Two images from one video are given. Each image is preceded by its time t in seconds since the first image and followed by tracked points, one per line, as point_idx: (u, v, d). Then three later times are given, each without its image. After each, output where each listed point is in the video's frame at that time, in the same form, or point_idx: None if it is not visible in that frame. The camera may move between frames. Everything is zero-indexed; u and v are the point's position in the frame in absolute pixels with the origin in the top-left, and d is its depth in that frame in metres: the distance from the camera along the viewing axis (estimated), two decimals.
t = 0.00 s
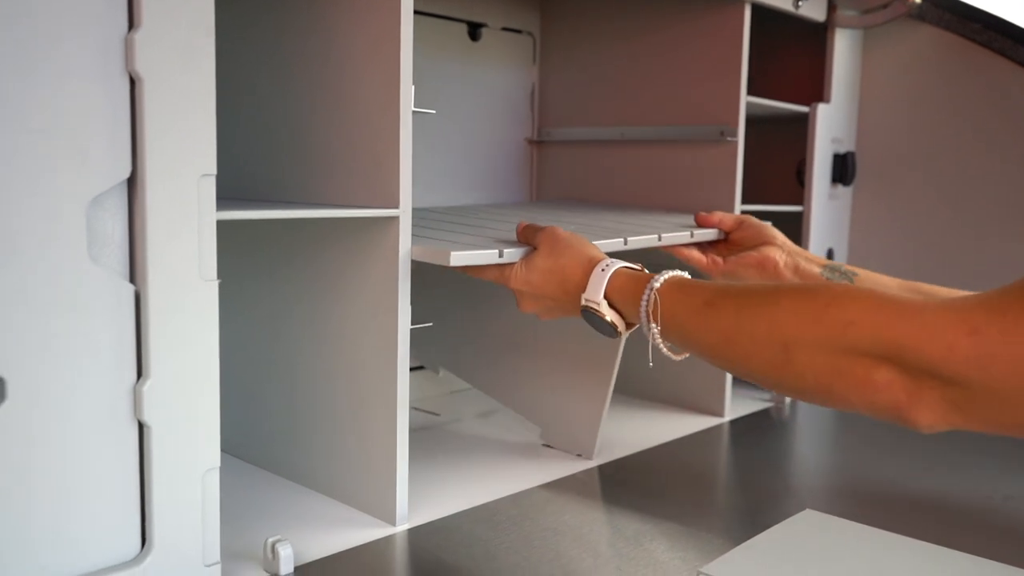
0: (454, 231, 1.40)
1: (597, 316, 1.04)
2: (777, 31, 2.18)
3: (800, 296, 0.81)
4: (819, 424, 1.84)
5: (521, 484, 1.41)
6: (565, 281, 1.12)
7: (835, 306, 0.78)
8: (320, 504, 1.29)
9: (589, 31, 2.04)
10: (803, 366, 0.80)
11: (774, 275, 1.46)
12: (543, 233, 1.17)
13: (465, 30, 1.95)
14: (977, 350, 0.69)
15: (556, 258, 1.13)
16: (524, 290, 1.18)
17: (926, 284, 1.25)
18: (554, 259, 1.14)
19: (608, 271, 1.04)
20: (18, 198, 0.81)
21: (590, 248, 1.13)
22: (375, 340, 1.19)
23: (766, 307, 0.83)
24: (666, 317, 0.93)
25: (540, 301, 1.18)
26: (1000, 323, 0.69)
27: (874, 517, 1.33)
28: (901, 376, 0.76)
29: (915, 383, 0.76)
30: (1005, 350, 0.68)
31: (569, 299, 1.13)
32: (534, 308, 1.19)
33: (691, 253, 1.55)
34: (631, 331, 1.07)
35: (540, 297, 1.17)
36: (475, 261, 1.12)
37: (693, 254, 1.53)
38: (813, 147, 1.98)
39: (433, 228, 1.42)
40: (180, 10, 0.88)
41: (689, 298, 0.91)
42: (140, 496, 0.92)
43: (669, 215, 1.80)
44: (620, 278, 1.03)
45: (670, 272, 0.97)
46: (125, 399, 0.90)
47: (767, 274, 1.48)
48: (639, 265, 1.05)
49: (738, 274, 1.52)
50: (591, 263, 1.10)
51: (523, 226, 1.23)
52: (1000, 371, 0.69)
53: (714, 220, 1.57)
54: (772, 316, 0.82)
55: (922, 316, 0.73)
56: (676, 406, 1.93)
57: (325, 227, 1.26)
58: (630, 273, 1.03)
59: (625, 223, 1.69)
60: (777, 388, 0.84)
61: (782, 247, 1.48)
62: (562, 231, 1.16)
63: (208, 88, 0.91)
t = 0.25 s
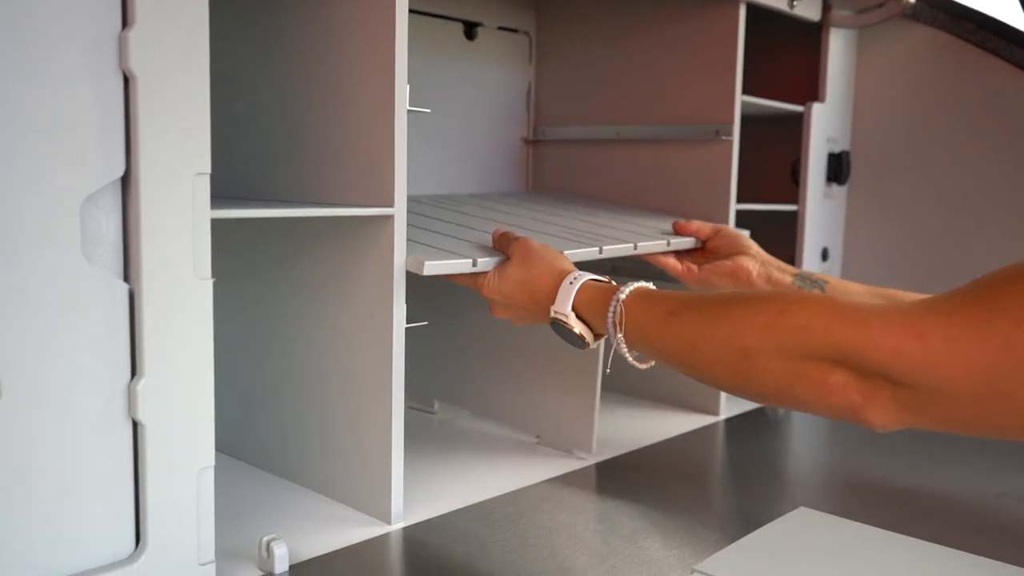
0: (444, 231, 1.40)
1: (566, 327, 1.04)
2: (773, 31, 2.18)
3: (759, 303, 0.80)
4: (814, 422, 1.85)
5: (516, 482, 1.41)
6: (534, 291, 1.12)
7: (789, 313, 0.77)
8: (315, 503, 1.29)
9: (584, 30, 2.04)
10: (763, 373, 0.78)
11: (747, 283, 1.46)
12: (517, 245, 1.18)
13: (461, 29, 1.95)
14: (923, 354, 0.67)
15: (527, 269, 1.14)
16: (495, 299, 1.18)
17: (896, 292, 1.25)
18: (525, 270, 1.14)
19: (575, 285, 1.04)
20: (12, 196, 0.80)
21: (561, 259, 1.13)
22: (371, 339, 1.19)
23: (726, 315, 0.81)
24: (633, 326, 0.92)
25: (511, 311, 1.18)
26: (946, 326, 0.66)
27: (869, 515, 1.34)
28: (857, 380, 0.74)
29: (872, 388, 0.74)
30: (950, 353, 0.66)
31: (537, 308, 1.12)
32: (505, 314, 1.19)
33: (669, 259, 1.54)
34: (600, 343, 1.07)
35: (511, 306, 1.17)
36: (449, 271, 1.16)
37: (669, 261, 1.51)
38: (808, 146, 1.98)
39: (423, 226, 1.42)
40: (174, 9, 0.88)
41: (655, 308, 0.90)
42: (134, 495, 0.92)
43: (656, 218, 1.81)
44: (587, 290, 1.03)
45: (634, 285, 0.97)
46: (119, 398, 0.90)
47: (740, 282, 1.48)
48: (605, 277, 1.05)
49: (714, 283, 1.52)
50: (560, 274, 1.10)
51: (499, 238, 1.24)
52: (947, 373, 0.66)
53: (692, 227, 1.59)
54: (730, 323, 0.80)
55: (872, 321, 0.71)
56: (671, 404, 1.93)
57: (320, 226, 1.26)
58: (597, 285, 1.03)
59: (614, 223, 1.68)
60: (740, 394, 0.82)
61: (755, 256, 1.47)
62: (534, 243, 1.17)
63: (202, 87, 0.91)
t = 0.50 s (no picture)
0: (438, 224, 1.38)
1: (567, 323, 1.05)
2: (769, 31, 2.19)
3: (751, 322, 0.80)
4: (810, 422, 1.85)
5: (512, 481, 1.42)
6: (541, 284, 1.12)
7: (781, 336, 0.77)
8: (311, 502, 1.29)
9: (580, 31, 2.04)
10: (756, 394, 0.79)
11: (752, 279, 1.42)
12: (521, 236, 1.18)
13: (457, 29, 1.95)
14: (917, 384, 0.67)
15: (532, 261, 1.14)
16: (500, 290, 1.18)
17: (902, 296, 1.24)
18: (530, 262, 1.14)
19: (580, 280, 1.04)
20: (7, 197, 0.80)
21: (567, 253, 1.13)
22: (367, 338, 1.19)
23: (718, 333, 0.81)
24: (632, 335, 0.92)
25: (516, 301, 1.19)
26: (939, 357, 0.66)
27: (864, 514, 1.34)
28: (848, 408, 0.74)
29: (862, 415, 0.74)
30: (942, 383, 0.66)
31: (543, 301, 1.13)
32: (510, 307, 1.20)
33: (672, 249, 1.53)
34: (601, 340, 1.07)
35: (515, 297, 1.18)
36: (454, 262, 1.14)
37: (673, 252, 1.50)
38: (803, 146, 1.98)
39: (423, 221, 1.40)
40: (170, 10, 0.88)
41: (653, 317, 0.90)
42: (129, 495, 0.92)
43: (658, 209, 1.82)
44: (591, 288, 1.03)
45: (639, 287, 0.97)
46: (115, 397, 0.90)
47: (745, 277, 1.43)
48: (612, 274, 1.05)
49: (717, 275, 1.48)
50: (566, 270, 1.10)
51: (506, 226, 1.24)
52: (940, 404, 0.66)
53: (697, 218, 1.59)
54: (722, 343, 0.80)
55: (866, 350, 0.71)
56: (667, 404, 1.93)
57: (316, 226, 1.26)
58: (602, 283, 1.03)
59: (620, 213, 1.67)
60: (735, 411, 0.83)
61: (759, 248, 1.45)
62: (541, 235, 1.16)
63: (201, 88, 0.92)
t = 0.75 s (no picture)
0: (454, 239, 1.34)
1: (630, 326, 0.96)
2: (768, 32, 2.19)
3: (821, 360, 0.73)
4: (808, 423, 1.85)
5: (511, 482, 1.42)
6: (604, 287, 1.03)
7: (858, 378, 0.70)
8: (310, 502, 1.29)
9: (580, 32, 2.04)
10: (818, 435, 0.72)
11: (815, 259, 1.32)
12: (577, 238, 1.09)
13: (456, 30, 1.95)
14: (1011, 444, 0.63)
15: (591, 263, 1.05)
16: (560, 298, 1.10)
17: (968, 298, 1.08)
18: (589, 264, 1.05)
19: (646, 283, 0.95)
20: (6, 197, 0.80)
21: (629, 251, 1.04)
22: (366, 339, 1.20)
23: (783, 368, 0.75)
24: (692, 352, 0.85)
25: (579, 310, 1.10)
26: None
27: (862, 515, 1.34)
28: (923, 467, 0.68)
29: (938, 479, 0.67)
30: None
31: (606, 307, 1.04)
32: (570, 315, 1.11)
33: (731, 233, 1.45)
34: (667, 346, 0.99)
35: (577, 305, 1.09)
36: (506, 275, 1.08)
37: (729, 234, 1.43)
38: (802, 147, 1.99)
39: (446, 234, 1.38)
40: (170, 12, 0.88)
41: (714, 338, 0.82)
42: (129, 495, 0.92)
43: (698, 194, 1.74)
44: (657, 292, 0.94)
45: (714, 296, 0.88)
46: (114, 397, 0.90)
47: (806, 257, 1.34)
48: (682, 277, 0.96)
49: (777, 255, 1.40)
50: (631, 270, 1.01)
51: (559, 231, 1.16)
52: None
53: (751, 195, 1.47)
54: (785, 379, 0.74)
55: (955, 402, 0.66)
56: (666, 404, 1.94)
57: (315, 226, 1.26)
58: (672, 287, 0.93)
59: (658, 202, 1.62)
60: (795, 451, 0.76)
61: (825, 227, 1.34)
62: (599, 235, 1.08)
63: (201, 88, 0.92)
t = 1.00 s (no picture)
0: (473, 244, 1.32)
1: (789, 351, 0.80)
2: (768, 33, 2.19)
3: (991, 414, 0.61)
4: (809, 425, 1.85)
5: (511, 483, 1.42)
6: (766, 305, 0.84)
7: None
8: (310, 502, 1.29)
9: (581, 33, 2.04)
10: (968, 498, 0.60)
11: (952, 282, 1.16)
12: (725, 246, 0.91)
13: (457, 31, 1.96)
14: None
15: (747, 275, 0.86)
16: (705, 317, 0.91)
17: None
18: (742, 277, 0.86)
19: (818, 301, 0.77)
20: (7, 198, 0.80)
21: (790, 262, 0.85)
22: (367, 340, 1.19)
23: (944, 413, 0.63)
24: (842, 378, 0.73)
25: (725, 331, 0.91)
26: None
27: (862, 517, 1.34)
28: None
29: None
30: None
31: (767, 328, 0.85)
32: (711, 335, 0.93)
33: (854, 254, 1.27)
34: (829, 374, 0.82)
35: (726, 326, 0.90)
36: (655, 286, 0.90)
37: (853, 254, 1.27)
38: (802, 149, 1.99)
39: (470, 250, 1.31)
40: (171, 12, 0.88)
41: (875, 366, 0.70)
42: (129, 496, 0.92)
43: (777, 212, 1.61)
44: (832, 314, 0.76)
45: (898, 334, 0.71)
46: (115, 397, 0.90)
47: (944, 281, 1.17)
48: (854, 297, 0.80)
49: (910, 279, 1.22)
50: (796, 286, 0.82)
51: (691, 242, 0.99)
52: None
53: (874, 210, 1.32)
54: (997, 454, 0.59)
55: None
56: (667, 406, 1.94)
57: (316, 226, 1.26)
58: (847, 311, 0.77)
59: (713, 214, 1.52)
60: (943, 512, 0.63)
61: (960, 247, 1.18)
62: (750, 245, 0.89)
63: (203, 88, 0.92)
